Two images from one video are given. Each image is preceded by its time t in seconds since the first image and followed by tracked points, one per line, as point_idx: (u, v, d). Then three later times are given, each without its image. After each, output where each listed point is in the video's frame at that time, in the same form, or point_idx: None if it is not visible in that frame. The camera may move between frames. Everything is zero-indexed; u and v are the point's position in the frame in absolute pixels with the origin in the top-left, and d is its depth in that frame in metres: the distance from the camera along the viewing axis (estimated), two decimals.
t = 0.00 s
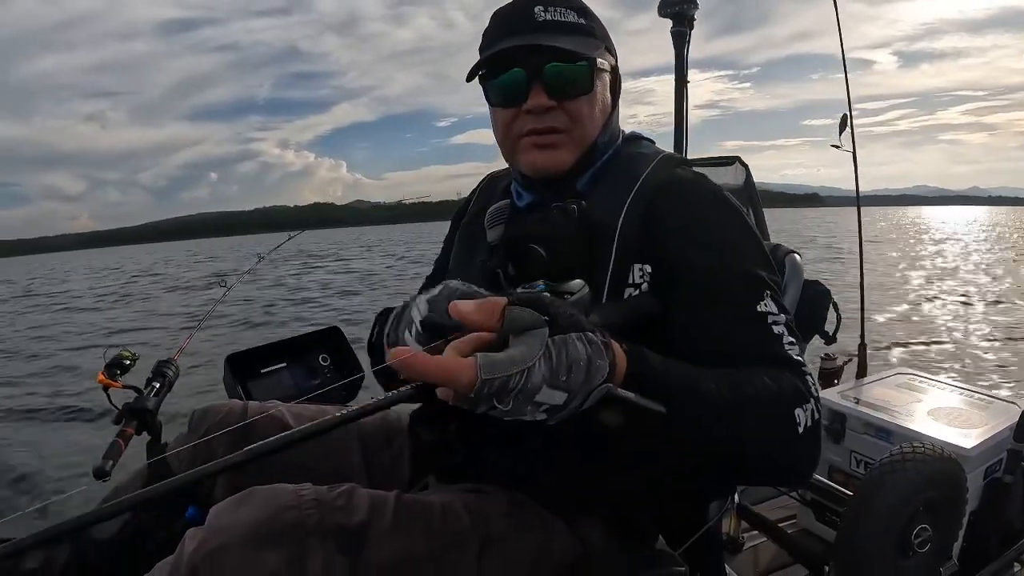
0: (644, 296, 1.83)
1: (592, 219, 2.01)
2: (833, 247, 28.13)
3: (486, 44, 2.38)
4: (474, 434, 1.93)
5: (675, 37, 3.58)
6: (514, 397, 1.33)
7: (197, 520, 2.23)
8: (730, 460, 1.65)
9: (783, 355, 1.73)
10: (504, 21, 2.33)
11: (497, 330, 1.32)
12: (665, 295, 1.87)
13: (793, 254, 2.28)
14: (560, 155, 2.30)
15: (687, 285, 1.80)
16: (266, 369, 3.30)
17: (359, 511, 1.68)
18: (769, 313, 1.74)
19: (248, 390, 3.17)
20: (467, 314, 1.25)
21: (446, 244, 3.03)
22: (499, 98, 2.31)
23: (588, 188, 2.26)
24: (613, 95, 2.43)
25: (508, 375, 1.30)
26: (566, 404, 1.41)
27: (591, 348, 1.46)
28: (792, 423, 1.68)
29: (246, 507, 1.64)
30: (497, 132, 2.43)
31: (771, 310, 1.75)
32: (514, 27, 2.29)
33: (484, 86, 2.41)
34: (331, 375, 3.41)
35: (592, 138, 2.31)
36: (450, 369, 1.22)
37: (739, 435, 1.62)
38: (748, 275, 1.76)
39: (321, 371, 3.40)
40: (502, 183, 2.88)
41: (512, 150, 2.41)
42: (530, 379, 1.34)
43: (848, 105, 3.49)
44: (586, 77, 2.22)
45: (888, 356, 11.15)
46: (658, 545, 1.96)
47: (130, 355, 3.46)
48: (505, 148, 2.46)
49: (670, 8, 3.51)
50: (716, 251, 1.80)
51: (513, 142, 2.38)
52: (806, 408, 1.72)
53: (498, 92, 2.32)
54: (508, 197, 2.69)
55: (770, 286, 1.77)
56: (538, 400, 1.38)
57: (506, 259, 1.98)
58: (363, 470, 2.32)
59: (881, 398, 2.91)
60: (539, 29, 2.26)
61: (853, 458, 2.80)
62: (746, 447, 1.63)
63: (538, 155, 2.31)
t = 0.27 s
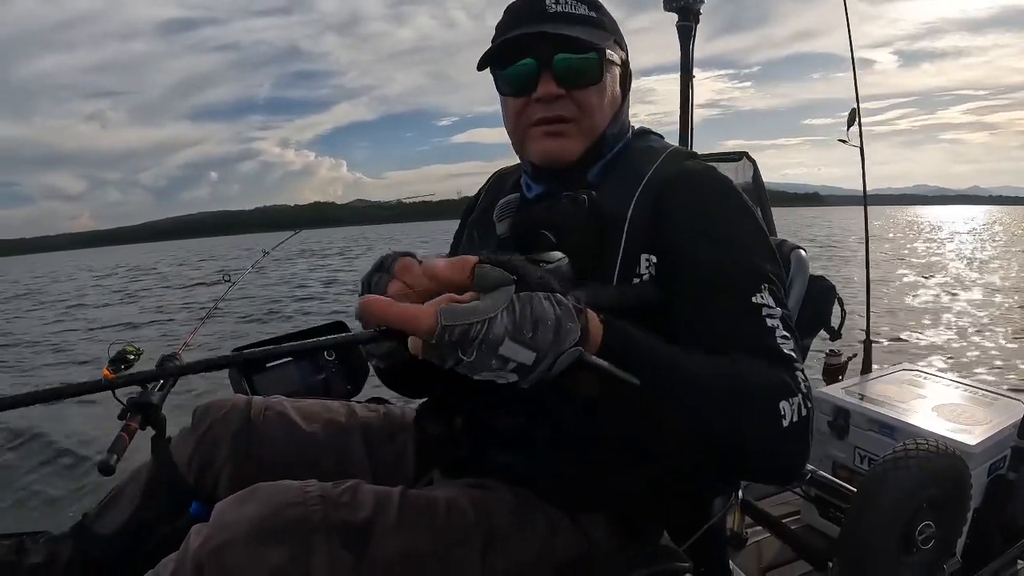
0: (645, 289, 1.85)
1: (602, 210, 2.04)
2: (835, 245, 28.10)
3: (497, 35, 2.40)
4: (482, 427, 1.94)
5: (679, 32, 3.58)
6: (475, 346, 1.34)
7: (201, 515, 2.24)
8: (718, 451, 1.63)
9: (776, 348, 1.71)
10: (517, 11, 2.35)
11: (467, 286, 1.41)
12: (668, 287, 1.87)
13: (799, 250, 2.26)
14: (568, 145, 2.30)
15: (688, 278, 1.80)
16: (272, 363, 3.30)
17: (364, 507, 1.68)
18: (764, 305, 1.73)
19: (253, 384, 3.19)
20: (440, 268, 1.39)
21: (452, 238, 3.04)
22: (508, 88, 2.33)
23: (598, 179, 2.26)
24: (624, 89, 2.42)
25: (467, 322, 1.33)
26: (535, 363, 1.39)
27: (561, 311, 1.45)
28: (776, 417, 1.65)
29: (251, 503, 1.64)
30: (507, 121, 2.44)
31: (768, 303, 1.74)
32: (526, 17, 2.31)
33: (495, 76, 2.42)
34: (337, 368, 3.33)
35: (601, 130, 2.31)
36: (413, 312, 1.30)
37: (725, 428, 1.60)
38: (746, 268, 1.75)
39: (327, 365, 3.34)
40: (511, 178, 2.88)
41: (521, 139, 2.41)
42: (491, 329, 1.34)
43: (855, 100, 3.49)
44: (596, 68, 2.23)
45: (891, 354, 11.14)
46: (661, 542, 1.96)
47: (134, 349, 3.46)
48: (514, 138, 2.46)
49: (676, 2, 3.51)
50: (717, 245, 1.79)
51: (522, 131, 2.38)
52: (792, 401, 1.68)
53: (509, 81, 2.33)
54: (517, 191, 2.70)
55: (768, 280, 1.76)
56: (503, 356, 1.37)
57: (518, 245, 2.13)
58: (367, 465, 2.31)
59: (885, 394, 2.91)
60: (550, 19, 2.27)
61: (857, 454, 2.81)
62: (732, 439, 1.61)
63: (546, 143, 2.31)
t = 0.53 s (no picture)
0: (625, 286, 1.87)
1: (592, 209, 2.06)
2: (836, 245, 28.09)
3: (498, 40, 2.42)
4: (481, 428, 1.92)
5: (680, 36, 3.58)
6: (376, 276, 1.36)
7: (204, 520, 2.25)
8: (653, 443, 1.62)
9: (728, 349, 1.72)
10: (518, 16, 2.37)
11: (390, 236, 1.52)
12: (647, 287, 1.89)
13: (800, 252, 2.24)
14: (564, 148, 2.30)
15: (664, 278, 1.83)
16: (273, 369, 3.31)
17: (366, 511, 1.68)
18: (727, 306, 1.75)
19: (254, 389, 3.19)
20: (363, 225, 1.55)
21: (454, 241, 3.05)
22: (507, 91, 2.34)
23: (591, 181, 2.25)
24: (626, 92, 2.41)
25: (368, 249, 1.38)
26: (439, 302, 1.37)
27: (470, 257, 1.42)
28: (706, 413, 1.64)
29: (253, 508, 1.64)
30: (507, 124, 2.45)
31: (733, 304, 1.76)
32: (526, 21, 2.33)
33: (496, 80, 2.44)
34: (337, 374, 3.38)
35: (598, 133, 2.30)
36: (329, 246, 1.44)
37: (651, 417, 1.60)
38: (711, 270, 1.78)
39: (328, 371, 3.38)
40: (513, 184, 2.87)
41: (519, 142, 2.41)
42: (388, 259, 1.36)
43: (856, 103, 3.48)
44: (593, 72, 2.23)
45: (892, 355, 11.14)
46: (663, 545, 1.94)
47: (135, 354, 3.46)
48: (513, 141, 2.47)
49: (676, 6, 3.51)
50: (689, 245, 1.81)
51: (520, 134, 2.39)
52: (727, 399, 1.67)
53: (507, 84, 2.35)
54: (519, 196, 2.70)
55: (738, 281, 1.78)
56: (406, 291, 1.36)
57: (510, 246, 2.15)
58: (370, 468, 2.30)
59: (888, 397, 2.91)
60: (548, 23, 2.29)
61: (861, 458, 2.80)
62: (663, 430, 1.61)
63: (543, 146, 2.31)
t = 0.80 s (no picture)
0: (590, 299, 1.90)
1: (565, 224, 2.11)
2: (841, 248, 28.01)
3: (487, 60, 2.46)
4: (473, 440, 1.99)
5: (684, 50, 3.58)
6: (322, 260, 1.60)
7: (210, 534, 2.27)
8: (570, 448, 1.65)
9: (659, 362, 1.63)
10: (507, 35, 2.40)
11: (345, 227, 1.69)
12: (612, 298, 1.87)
13: (804, 265, 2.23)
14: (545, 165, 2.30)
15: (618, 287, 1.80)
16: (278, 383, 3.32)
17: (371, 523, 1.68)
18: (672, 318, 1.66)
19: (259, 403, 3.19)
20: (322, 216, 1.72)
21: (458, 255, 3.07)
22: (493, 108, 2.37)
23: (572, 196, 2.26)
24: (614, 107, 2.38)
25: (318, 236, 1.62)
26: (376, 287, 1.57)
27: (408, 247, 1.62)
28: (618, 423, 1.60)
29: (258, 519, 1.64)
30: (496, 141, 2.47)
31: (679, 317, 1.66)
32: (513, 40, 2.35)
33: (487, 97, 2.47)
34: (342, 388, 3.37)
35: (580, 149, 2.29)
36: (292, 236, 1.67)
37: (563, 421, 1.62)
38: (662, 280, 1.71)
39: (333, 386, 3.37)
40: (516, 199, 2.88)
41: (506, 158, 2.43)
42: (330, 244, 1.59)
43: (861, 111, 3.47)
44: (573, 89, 2.22)
45: (900, 359, 11.08)
46: (666, 560, 1.91)
47: (139, 367, 3.47)
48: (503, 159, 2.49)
49: (681, 20, 3.51)
50: (644, 256, 1.77)
51: (506, 150, 2.41)
52: (644, 412, 1.60)
53: (494, 102, 2.38)
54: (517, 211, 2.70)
55: (688, 293, 1.68)
56: (347, 275, 1.58)
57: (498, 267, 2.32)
58: (377, 482, 2.31)
59: (893, 410, 2.89)
60: (533, 41, 2.30)
61: (867, 471, 2.78)
62: (575, 435, 1.62)
63: (526, 163, 2.32)
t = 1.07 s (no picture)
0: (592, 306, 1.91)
1: (569, 232, 2.11)
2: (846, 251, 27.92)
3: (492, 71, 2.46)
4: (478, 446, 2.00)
5: (688, 58, 3.59)
6: (332, 268, 1.68)
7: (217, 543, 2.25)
8: (569, 457, 1.65)
9: (659, 371, 1.63)
10: (512, 46, 2.41)
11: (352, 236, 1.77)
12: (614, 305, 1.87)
13: (810, 271, 2.21)
14: (548, 175, 2.30)
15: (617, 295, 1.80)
16: (285, 394, 3.31)
17: (378, 531, 1.67)
18: (670, 329, 1.66)
19: (265, 412, 3.16)
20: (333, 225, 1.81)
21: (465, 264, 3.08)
22: (497, 118, 2.37)
23: (574, 208, 2.26)
24: (617, 118, 2.38)
25: (328, 246, 1.71)
26: (383, 294, 1.61)
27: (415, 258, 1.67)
28: (618, 432, 1.61)
29: (265, 526, 1.64)
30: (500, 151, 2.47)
31: (677, 327, 1.66)
32: (518, 51, 2.36)
33: (492, 107, 2.47)
34: (350, 398, 3.39)
35: (583, 160, 2.30)
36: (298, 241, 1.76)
37: (559, 430, 1.63)
38: (660, 289, 1.70)
39: (340, 397, 3.38)
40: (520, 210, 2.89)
41: (510, 168, 2.43)
42: (339, 254, 1.67)
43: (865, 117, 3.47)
44: (576, 101, 2.22)
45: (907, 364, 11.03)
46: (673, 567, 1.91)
47: (146, 378, 3.48)
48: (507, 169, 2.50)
49: (684, 29, 3.51)
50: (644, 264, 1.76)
51: (510, 160, 2.41)
52: (644, 420, 1.60)
53: (498, 112, 2.38)
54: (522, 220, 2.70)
55: (687, 303, 1.67)
56: (355, 282, 1.65)
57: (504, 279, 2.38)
58: (385, 490, 2.31)
59: (901, 416, 2.88)
60: (537, 53, 2.31)
61: (875, 478, 2.77)
62: (573, 443, 1.63)
63: (529, 174, 2.33)
